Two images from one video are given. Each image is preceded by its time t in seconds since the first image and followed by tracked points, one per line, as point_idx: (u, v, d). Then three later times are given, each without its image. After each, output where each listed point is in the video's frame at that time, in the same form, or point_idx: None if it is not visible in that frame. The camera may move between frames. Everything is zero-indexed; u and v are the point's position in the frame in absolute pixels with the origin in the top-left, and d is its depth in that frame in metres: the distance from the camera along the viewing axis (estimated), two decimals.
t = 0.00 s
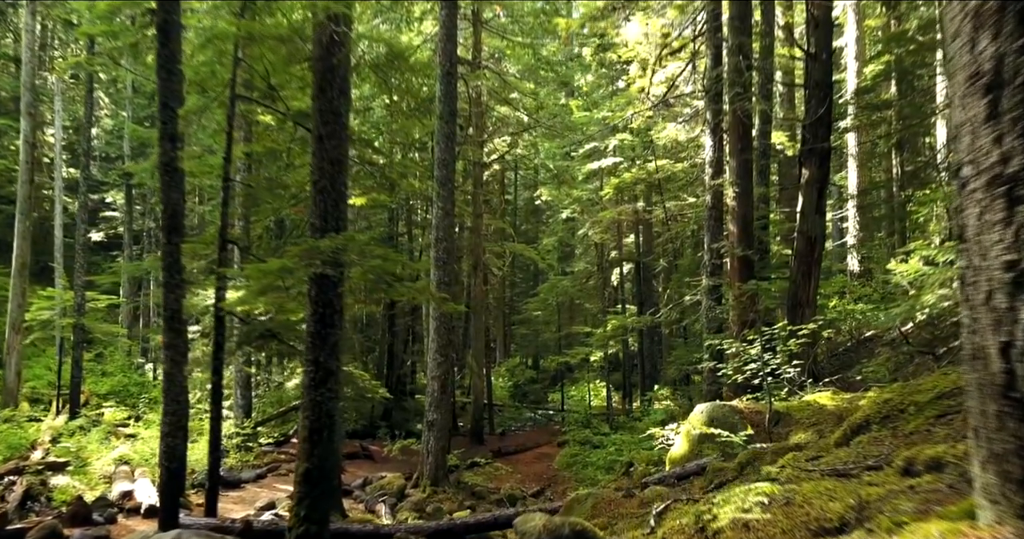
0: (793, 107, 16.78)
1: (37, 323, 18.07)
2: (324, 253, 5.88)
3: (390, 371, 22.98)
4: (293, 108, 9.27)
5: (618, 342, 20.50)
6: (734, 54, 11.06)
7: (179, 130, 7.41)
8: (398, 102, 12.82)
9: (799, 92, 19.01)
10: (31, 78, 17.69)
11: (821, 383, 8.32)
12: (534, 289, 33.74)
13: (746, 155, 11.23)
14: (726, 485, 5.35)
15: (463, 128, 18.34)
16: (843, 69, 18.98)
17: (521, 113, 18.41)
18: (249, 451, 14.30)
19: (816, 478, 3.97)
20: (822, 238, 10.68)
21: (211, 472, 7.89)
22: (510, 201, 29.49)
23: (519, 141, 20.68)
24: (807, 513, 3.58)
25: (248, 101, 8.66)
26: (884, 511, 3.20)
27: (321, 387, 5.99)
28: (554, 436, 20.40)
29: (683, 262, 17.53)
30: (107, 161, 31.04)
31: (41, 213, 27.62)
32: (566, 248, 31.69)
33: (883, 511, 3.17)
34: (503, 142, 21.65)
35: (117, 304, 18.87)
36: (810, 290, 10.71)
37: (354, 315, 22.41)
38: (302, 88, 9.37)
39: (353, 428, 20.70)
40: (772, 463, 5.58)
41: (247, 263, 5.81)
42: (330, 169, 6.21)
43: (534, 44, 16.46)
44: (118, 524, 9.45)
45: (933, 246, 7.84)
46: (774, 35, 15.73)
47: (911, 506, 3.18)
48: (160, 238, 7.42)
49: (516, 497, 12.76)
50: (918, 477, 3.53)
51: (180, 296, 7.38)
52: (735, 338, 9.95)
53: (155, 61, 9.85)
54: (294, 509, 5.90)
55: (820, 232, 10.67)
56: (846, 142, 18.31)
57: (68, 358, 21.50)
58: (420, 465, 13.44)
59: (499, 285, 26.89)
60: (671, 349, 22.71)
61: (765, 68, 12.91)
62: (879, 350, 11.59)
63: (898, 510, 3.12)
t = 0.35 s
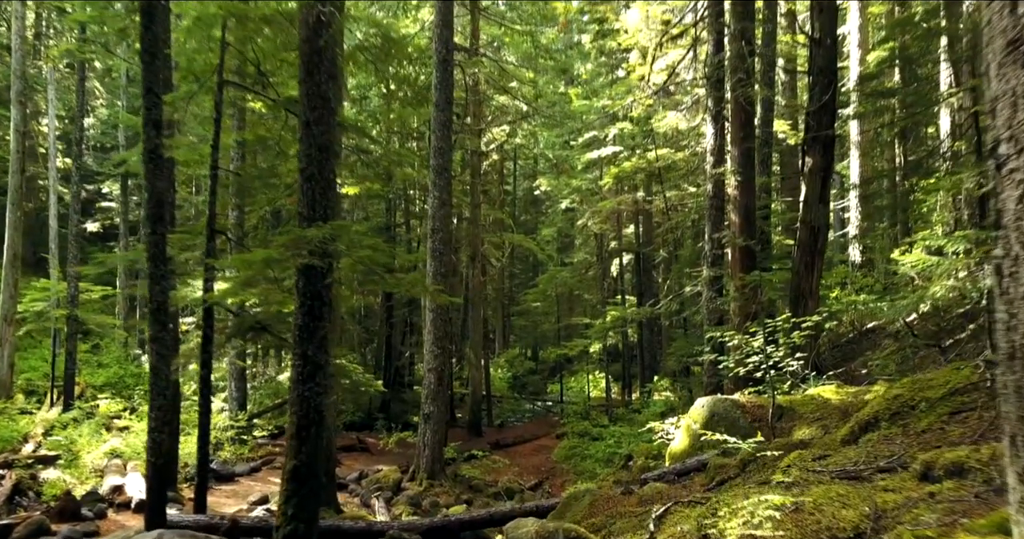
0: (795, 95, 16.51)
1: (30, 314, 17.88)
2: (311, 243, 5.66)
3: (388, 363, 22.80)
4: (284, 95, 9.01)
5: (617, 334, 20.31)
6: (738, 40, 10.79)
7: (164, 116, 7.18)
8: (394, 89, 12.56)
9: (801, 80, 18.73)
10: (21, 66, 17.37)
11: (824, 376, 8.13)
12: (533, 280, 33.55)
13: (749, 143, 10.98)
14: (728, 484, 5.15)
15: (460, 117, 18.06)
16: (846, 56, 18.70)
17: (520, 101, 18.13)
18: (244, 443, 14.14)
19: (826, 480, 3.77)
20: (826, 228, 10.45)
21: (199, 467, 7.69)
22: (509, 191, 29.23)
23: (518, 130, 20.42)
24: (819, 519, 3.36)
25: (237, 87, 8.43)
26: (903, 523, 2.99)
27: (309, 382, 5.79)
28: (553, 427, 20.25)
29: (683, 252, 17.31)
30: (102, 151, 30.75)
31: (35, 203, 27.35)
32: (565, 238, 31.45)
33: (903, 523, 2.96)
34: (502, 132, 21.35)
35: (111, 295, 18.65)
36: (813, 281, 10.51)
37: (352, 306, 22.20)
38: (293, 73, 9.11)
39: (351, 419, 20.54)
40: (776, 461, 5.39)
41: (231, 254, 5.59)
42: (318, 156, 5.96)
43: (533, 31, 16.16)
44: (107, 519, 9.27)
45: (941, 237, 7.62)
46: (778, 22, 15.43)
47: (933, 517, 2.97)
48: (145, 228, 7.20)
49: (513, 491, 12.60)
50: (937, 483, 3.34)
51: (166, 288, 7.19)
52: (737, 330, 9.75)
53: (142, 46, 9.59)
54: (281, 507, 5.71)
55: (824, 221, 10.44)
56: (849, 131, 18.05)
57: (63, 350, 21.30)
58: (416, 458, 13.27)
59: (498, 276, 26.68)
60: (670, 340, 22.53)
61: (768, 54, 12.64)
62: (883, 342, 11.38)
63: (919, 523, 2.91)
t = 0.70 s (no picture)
0: (798, 80, 16.22)
1: (23, 303, 17.68)
2: (296, 231, 5.44)
3: (386, 352, 22.63)
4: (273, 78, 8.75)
5: (616, 323, 20.14)
6: (740, 22, 10.51)
7: (147, 98, 6.94)
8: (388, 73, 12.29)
9: (804, 65, 18.42)
10: (11, 51, 17.04)
11: (827, 368, 7.93)
12: (532, 268, 33.35)
13: (750, 128, 10.73)
14: (730, 482, 4.95)
15: (458, 103, 17.78)
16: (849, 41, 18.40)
17: (518, 87, 17.83)
18: (238, 434, 13.98)
19: (836, 484, 3.55)
20: (830, 216, 10.21)
21: (187, 460, 7.50)
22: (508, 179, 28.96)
23: (517, 116, 20.15)
24: (829, 527, 3.15)
25: (224, 69, 8.17)
26: (924, 535, 2.76)
27: (296, 374, 5.59)
28: (551, 417, 20.10)
29: (683, 240, 17.09)
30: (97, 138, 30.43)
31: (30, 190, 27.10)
32: (564, 227, 31.23)
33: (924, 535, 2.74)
34: (500, 118, 21.06)
35: (104, 283, 18.43)
36: (815, 270, 10.30)
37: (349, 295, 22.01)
38: (283, 56, 8.85)
39: (348, 408, 20.38)
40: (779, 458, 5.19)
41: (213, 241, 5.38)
42: (304, 139, 5.74)
43: (531, 14, 15.85)
44: (95, 512, 9.09)
45: (948, 224, 7.41)
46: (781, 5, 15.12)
47: (957, 529, 2.75)
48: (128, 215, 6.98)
49: (511, 482, 12.46)
50: (959, 489, 3.12)
51: (150, 276, 6.97)
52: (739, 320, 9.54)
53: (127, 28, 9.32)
54: (267, 504, 5.52)
55: (827, 208, 10.20)
56: (851, 117, 17.79)
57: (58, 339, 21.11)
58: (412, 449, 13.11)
59: (497, 264, 26.46)
60: (670, 329, 22.37)
61: (771, 38, 12.35)
62: (886, 332, 11.18)
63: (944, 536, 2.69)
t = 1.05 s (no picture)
0: (801, 64, 15.90)
1: (15, 291, 17.43)
2: (281, 217, 5.20)
3: (383, 340, 22.44)
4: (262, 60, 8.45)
5: (616, 311, 19.93)
6: (744, 2, 10.19)
7: (127, 80, 6.64)
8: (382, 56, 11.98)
9: (807, 49, 18.08)
10: None
11: (831, 358, 7.72)
12: (531, 256, 33.14)
13: (753, 112, 10.46)
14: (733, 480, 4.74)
15: (455, 88, 17.47)
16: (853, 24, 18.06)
17: (517, 71, 17.51)
18: (232, 424, 13.80)
19: (846, 489, 3.32)
20: (834, 203, 9.98)
21: (174, 454, 7.30)
22: (507, 166, 28.66)
23: (516, 102, 19.85)
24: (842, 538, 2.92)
25: (210, 50, 7.87)
26: None
27: (281, 367, 5.37)
28: (550, 405, 19.94)
29: (684, 228, 16.85)
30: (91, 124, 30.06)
31: (24, 176, 26.79)
32: (564, 213, 30.96)
33: None
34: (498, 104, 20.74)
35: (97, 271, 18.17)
36: (819, 258, 10.07)
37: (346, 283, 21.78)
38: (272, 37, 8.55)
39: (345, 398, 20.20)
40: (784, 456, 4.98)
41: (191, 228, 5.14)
42: (289, 122, 5.48)
43: None
44: (83, 506, 8.90)
45: (956, 211, 7.17)
46: None
47: None
48: (109, 201, 6.71)
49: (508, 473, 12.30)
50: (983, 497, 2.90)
51: (132, 265, 6.72)
52: (740, 309, 9.33)
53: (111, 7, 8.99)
54: (252, 501, 5.32)
55: (831, 195, 9.96)
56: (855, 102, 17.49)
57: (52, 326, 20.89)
58: (408, 439, 12.93)
59: (495, 252, 26.21)
60: (670, 317, 22.18)
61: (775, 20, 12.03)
62: (891, 321, 10.98)
63: None
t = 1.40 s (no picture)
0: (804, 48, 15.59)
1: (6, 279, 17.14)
2: (264, 204, 4.96)
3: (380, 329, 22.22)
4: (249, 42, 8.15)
5: (615, 299, 19.73)
6: None
7: (108, 62, 6.30)
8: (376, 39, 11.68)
9: (810, 33, 17.76)
10: None
11: (835, 350, 7.52)
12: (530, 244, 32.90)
13: (756, 96, 10.20)
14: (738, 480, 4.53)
15: (452, 73, 17.16)
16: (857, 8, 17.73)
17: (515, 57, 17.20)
18: (225, 415, 13.59)
19: (859, 496, 3.12)
20: (838, 190, 9.73)
21: (160, 448, 7.09)
22: (506, 152, 28.36)
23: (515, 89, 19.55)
24: None
25: (196, 32, 7.56)
26: None
27: (264, 360, 5.15)
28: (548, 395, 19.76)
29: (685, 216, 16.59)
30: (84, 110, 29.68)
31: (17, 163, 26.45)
32: (563, 201, 30.70)
33: None
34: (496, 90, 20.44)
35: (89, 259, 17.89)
36: (822, 246, 9.85)
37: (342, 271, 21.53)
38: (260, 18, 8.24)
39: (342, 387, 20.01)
40: (789, 454, 4.78)
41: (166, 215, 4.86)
42: (272, 105, 5.23)
43: None
44: (70, 500, 8.70)
45: (968, 198, 6.92)
46: None
47: None
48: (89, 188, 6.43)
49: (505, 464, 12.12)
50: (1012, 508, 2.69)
51: (114, 254, 6.41)
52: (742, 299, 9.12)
53: None
54: (235, 500, 5.10)
55: (836, 181, 9.72)
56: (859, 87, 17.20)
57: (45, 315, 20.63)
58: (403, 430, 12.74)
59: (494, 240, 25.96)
60: (670, 305, 22.00)
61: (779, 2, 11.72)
62: (895, 311, 10.76)
63: None
